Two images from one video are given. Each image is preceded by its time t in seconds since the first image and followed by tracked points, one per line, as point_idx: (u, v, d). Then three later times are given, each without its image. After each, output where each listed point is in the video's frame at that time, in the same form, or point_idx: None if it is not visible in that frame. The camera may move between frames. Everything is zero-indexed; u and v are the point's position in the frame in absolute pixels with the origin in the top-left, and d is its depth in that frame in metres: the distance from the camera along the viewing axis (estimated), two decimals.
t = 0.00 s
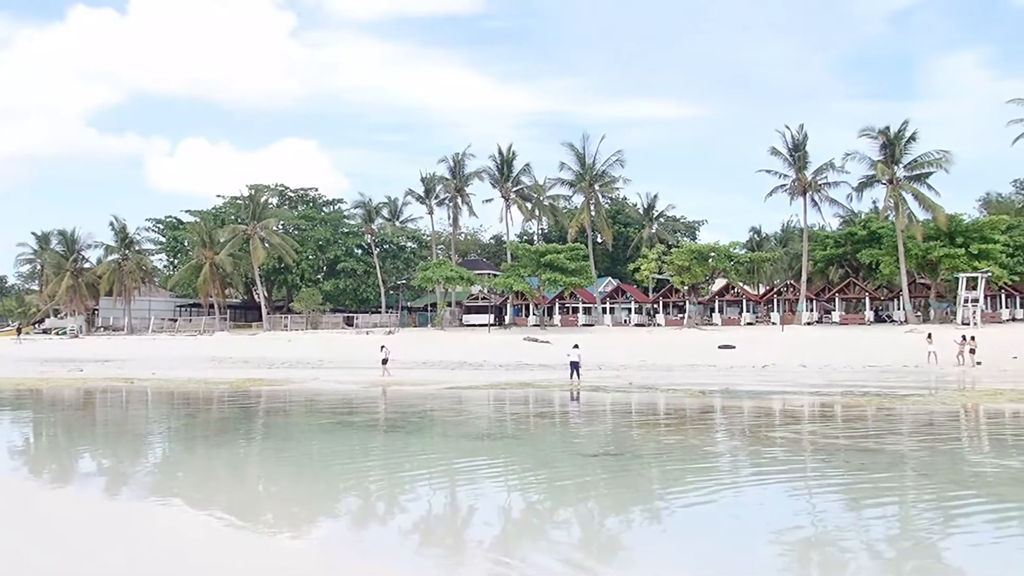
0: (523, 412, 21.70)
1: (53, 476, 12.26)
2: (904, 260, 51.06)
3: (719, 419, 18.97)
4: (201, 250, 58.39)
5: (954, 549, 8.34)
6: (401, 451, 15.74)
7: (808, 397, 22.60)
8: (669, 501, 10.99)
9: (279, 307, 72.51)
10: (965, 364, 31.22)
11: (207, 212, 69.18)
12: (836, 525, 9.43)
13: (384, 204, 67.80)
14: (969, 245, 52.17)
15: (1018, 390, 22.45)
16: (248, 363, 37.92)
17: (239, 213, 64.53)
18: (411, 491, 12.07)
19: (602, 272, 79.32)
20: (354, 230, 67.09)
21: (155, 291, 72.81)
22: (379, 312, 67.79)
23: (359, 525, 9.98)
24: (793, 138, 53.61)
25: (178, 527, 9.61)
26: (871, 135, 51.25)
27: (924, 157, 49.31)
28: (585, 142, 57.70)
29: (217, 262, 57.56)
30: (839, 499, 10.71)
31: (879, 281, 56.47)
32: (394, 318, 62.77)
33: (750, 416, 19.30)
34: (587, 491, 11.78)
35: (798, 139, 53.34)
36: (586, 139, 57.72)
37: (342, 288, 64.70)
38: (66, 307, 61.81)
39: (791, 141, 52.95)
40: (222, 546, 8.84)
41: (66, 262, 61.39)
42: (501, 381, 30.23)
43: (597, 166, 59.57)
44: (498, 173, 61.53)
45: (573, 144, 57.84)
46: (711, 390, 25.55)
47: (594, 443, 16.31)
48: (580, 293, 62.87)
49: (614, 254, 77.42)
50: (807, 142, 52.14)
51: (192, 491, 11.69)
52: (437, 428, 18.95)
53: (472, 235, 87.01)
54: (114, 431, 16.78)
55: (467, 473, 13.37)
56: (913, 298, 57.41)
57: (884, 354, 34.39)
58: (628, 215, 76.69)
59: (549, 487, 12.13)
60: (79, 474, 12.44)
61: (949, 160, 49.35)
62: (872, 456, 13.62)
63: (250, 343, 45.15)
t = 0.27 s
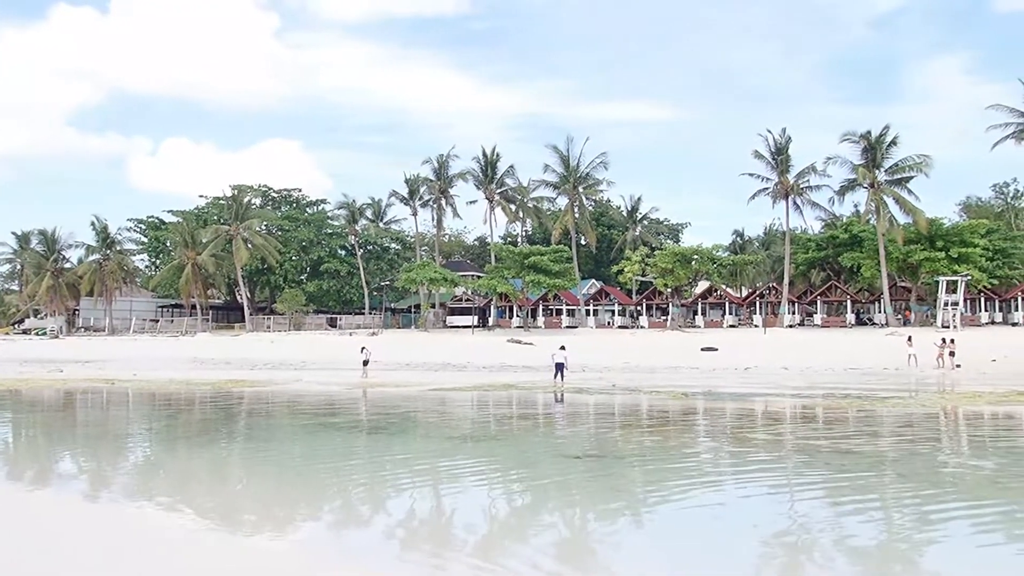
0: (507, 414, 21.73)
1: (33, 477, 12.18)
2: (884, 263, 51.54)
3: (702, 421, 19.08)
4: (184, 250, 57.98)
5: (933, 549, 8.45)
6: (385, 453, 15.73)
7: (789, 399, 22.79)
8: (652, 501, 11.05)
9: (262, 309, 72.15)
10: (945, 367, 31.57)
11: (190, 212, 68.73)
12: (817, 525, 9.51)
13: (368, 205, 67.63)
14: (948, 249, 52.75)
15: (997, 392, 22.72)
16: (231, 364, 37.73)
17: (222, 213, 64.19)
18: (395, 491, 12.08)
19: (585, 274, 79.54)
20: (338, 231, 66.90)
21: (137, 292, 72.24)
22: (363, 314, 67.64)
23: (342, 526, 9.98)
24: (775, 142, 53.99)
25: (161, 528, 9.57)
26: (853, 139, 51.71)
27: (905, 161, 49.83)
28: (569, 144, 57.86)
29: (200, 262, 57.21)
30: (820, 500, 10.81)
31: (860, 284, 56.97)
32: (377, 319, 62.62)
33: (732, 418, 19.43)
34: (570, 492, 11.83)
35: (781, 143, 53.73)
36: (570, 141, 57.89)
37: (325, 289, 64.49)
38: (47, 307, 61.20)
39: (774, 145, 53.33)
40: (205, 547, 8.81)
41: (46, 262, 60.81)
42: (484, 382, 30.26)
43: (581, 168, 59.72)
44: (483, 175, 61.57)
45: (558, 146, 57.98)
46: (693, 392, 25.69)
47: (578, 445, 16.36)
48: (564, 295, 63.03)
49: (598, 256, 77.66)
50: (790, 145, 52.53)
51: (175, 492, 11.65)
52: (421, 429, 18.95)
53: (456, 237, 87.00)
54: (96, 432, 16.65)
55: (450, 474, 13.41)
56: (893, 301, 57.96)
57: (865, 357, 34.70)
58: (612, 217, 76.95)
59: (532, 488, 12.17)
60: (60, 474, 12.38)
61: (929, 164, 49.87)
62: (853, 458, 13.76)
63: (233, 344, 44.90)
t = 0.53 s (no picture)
0: (497, 415, 21.72)
1: (21, 479, 12.12)
2: (873, 263, 51.78)
3: (692, 421, 19.11)
4: (173, 251, 57.68)
5: (922, 549, 8.45)
6: (375, 454, 15.64)
7: (779, 399, 22.85)
8: (642, 502, 11.06)
9: (252, 310, 71.91)
10: (934, 366, 31.73)
11: (179, 214, 68.48)
12: (806, 526, 9.53)
13: (359, 206, 67.48)
14: (937, 249, 53.04)
15: (985, 391, 22.84)
16: (220, 366, 37.58)
17: (212, 214, 63.97)
18: (385, 494, 12.02)
19: (576, 274, 79.63)
20: (328, 231, 66.77)
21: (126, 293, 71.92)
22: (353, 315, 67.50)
23: (331, 528, 9.93)
24: (764, 142, 54.17)
25: (148, 531, 9.51)
26: (841, 139, 51.96)
27: (893, 161, 50.09)
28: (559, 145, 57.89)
29: (189, 263, 56.95)
30: (808, 500, 10.83)
31: (849, 284, 57.24)
32: (368, 320, 62.49)
33: (722, 418, 19.46)
34: (560, 493, 11.82)
35: (770, 143, 53.92)
36: (560, 142, 57.93)
37: (315, 290, 64.32)
38: (35, 309, 60.83)
39: (763, 145, 53.51)
40: (193, 550, 8.75)
41: (35, 264, 60.47)
42: (475, 383, 30.27)
43: (571, 169, 59.74)
44: (473, 176, 61.53)
45: (547, 146, 58.03)
46: (683, 392, 25.75)
47: (568, 445, 16.36)
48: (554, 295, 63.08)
49: (588, 257, 77.81)
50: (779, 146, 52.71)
51: (163, 495, 11.58)
52: (411, 430, 18.90)
53: (446, 238, 86.92)
54: (84, 434, 16.54)
55: (441, 475, 13.40)
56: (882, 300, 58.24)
57: (855, 356, 34.85)
58: (602, 217, 77.04)
59: (523, 488, 12.18)
60: (48, 477, 12.32)
61: (917, 165, 50.12)
62: (841, 457, 13.80)
63: (223, 346, 44.73)
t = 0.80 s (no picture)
0: (489, 420, 21.70)
1: (10, 484, 12.02)
2: (865, 269, 51.98)
3: (685, 426, 19.12)
4: (165, 255, 57.46)
5: (915, 554, 8.47)
6: (368, 459, 15.57)
7: (771, 405, 22.90)
8: (635, 507, 11.05)
9: (244, 314, 71.68)
10: (925, 372, 31.85)
11: (172, 217, 68.26)
12: (799, 531, 9.54)
13: (352, 210, 67.39)
14: (929, 255, 53.27)
15: (977, 398, 22.91)
16: (212, 371, 37.44)
17: (205, 219, 63.81)
18: (378, 499, 11.98)
19: (569, 280, 79.72)
20: (321, 236, 66.65)
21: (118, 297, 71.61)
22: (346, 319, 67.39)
23: (324, 533, 9.89)
24: (757, 149, 54.35)
25: (140, 536, 9.45)
26: (833, 146, 52.18)
27: (884, 168, 50.32)
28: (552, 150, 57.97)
29: (182, 268, 56.76)
30: (801, 506, 10.85)
31: (841, 290, 57.44)
32: (360, 325, 62.38)
33: (714, 423, 19.49)
34: (553, 498, 11.80)
35: (763, 150, 54.12)
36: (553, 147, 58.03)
37: (308, 294, 64.19)
38: (26, 312, 60.52)
39: (756, 151, 53.69)
40: (185, 555, 8.70)
41: (26, 267, 60.16)
42: (468, 388, 30.23)
43: (564, 174, 59.78)
44: (466, 181, 61.53)
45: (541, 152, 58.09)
46: (676, 397, 25.76)
47: (560, 451, 16.35)
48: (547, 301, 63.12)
49: (581, 262, 77.91)
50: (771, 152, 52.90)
51: (155, 500, 11.50)
52: (403, 435, 18.86)
53: (439, 242, 86.91)
54: (75, 439, 16.42)
55: (433, 481, 13.34)
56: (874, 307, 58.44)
57: (847, 362, 34.93)
58: (595, 223, 77.14)
59: (516, 494, 12.13)
60: (38, 482, 12.22)
61: (909, 172, 50.35)
62: (833, 463, 13.83)
63: (215, 350, 44.56)
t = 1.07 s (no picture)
0: (475, 421, 21.70)
1: None
2: (849, 271, 52.35)
3: (670, 427, 19.20)
4: (149, 256, 57.07)
5: (897, 553, 8.54)
6: (354, 461, 15.52)
7: (756, 406, 23.03)
8: (620, 508, 11.09)
9: (229, 315, 71.33)
10: (908, 373, 32.11)
11: (156, 218, 67.83)
12: (783, 531, 9.59)
13: (337, 211, 67.19)
14: (911, 257, 53.70)
15: (959, 398, 23.12)
16: (196, 372, 37.23)
17: (189, 219, 63.46)
18: (364, 500, 11.96)
19: (555, 281, 79.81)
20: (306, 237, 66.41)
21: (101, 298, 71.09)
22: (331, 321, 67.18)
23: (309, 535, 9.86)
24: (742, 151, 54.62)
25: (123, 538, 9.37)
26: (817, 148, 52.53)
27: (867, 171, 50.70)
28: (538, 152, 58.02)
29: (165, 269, 56.40)
30: (785, 506, 10.91)
31: (825, 292, 57.84)
32: (346, 326, 62.22)
33: (699, 424, 19.58)
34: (539, 499, 11.82)
35: (747, 152, 54.40)
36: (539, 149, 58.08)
37: (293, 296, 63.96)
38: (8, 313, 59.96)
39: (740, 154, 53.97)
40: (169, 558, 8.64)
41: (8, 268, 59.60)
42: (454, 389, 30.22)
43: (550, 176, 59.84)
44: (452, 182, 61.47)
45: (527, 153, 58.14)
46: (661, 399, 25.84)
47: (546, 452, 16.38)
48: (533, 302, 63.13)
49: (567, 263, 78.11)
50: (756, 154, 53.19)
51: (138, 503, 11.41)
52: (389, 437, 18.83)
53: (425, 244, 86.78)
54: (57, 441, 16.27)
55: (418, 482, 13.34)
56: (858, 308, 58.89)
57: (831, 363, 35.17)
58: (581, 224, 77.28)
59: (502, 495, 12.15)
60: (20, 484, 12.14)
61: (892, 174, 50.77)
62: (817, 463, 13.93)
63: (199, 352, 44.31)
